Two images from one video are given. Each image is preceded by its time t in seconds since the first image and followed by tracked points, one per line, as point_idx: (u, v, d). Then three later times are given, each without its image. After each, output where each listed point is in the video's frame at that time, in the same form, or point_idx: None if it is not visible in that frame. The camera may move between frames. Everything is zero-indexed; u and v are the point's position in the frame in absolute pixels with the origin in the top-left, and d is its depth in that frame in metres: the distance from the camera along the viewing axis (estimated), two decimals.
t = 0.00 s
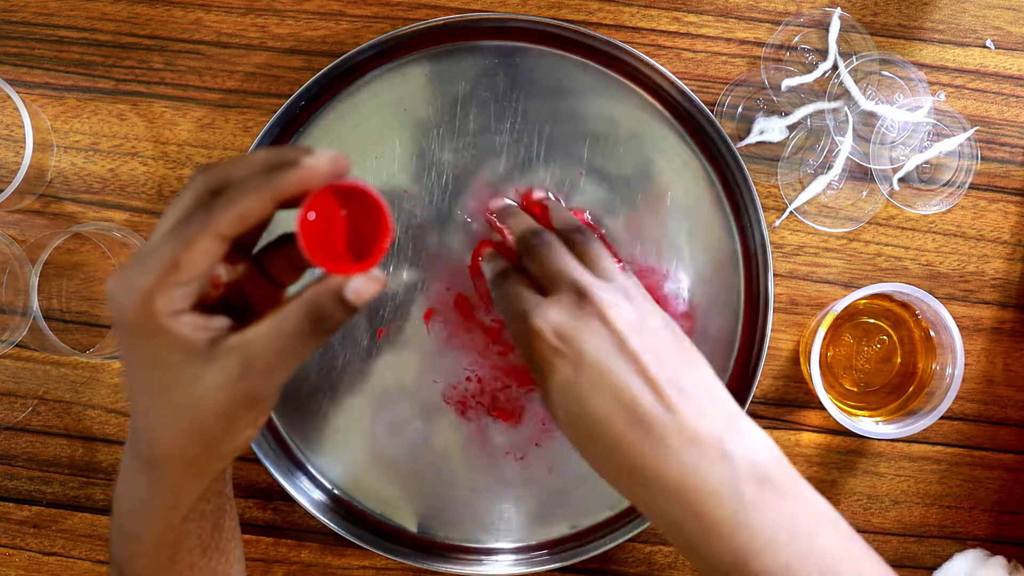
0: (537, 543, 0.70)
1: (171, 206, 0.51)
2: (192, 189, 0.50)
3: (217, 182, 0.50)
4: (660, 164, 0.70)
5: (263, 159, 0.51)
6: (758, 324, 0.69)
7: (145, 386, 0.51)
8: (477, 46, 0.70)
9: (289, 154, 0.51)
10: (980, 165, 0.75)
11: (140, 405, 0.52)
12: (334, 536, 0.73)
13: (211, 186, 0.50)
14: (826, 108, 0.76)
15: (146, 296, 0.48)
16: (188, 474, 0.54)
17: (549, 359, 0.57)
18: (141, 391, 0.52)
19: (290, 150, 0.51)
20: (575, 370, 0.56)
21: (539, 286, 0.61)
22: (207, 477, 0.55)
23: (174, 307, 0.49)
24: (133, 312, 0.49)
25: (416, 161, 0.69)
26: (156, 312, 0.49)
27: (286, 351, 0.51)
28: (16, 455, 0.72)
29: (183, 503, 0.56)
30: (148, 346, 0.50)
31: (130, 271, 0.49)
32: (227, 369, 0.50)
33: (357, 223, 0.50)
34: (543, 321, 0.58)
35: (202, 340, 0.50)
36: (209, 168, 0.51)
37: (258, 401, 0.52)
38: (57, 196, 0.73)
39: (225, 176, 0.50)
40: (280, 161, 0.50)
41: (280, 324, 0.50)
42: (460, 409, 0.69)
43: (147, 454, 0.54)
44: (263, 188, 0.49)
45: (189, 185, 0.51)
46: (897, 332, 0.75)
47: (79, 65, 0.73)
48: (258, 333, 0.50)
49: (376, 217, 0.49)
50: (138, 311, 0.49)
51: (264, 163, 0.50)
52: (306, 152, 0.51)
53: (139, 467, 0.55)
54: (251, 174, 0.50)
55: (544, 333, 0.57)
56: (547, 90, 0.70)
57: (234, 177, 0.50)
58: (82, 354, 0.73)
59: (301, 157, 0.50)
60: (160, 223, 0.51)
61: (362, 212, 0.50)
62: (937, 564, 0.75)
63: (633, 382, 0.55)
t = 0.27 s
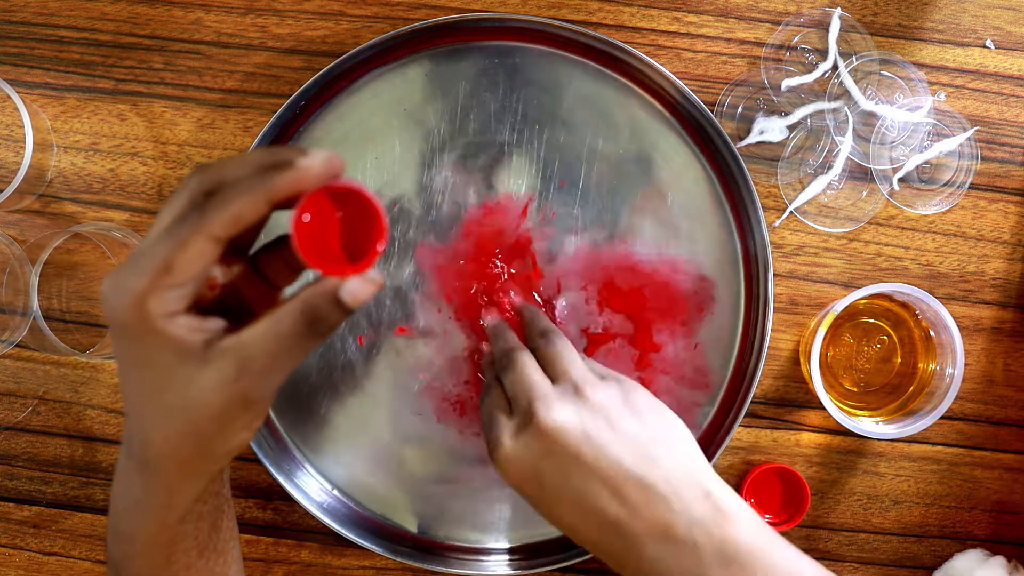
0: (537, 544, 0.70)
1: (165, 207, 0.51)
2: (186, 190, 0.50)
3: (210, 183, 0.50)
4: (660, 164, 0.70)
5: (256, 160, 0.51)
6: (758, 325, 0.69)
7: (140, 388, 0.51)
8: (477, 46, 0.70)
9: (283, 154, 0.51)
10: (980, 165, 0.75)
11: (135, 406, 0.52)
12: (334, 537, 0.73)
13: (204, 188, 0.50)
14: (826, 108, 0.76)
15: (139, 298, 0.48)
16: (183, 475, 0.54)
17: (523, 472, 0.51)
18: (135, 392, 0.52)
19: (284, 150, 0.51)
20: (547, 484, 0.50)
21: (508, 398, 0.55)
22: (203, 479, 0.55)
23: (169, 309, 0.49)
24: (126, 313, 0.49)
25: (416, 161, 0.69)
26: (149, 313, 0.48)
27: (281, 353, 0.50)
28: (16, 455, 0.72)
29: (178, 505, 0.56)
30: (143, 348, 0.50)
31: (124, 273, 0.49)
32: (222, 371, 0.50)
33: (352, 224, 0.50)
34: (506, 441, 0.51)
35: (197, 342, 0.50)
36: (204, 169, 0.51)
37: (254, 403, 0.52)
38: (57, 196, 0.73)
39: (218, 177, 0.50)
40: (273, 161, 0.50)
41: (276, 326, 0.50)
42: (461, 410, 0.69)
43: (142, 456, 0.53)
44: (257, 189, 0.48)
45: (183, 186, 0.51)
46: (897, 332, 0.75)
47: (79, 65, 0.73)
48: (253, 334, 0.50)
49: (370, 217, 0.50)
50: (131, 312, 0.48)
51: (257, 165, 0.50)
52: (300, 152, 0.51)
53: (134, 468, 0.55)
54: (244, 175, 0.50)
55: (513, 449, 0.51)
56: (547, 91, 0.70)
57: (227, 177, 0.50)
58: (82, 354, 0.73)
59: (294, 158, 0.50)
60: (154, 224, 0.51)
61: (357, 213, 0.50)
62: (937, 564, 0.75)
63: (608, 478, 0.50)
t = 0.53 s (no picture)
0: (538, 544, 0.70)
1: (173, 206, 0.51)
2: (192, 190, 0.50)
3: (216, 183, 0.50)
4: (660, 164, 0.70)
5: (261, 159, 0.50)
6: (757, 324, 0.69)
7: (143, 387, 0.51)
8: (477, 46, 0.70)
9: (288, 153, 0.50)
10: (980, 165, 0.75)
11: (138, 406, 0.52)
12: (334, 537, 0.73)
13: (210, 188, 0.50)
14: (826, 108, 0.76)
15: (144, 297, 0.48)
16: (185, 475, 0.54)
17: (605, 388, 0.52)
18: (138, 392, 0.52)
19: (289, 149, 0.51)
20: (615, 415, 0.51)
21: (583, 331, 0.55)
22: (205, 479, 0.55)
23: (173, 308, 0.49)
24: (132, 312, 0.49)
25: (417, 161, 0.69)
26: (155, 313, 0.48)
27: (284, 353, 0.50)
28: (16, 455, 0.72)
29: (180, 505, 0.56)
30: (146, 346, 0.50)
31: (130, 272, 0.49)
32: (225, 371, 0.50)
33: (354, 225, 0.52)
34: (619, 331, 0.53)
35: (201, 341, 0.50)
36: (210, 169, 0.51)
37: (257, 403, 0.52)
38: (57, 196, 0.73)
39: (224, 177, 0.50)
40: (278, 160, 0.50)
41: (281, 325, 0.50)
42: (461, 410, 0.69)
43: (145, 455, 0.53)
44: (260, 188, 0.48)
45: (189, 186, 0.51)
46: (897, 332, 0.75)
47: (79, 65, 0.73)
48: (256, 334, 0.50)
49: (372, 219, 0.52)
50: (136, 312, 0.48)
51: (262, 164, 0.50)
52: (306, 152, 0.50)
53: (137, 467, 0.55)
54: (249, 174, 0.49)
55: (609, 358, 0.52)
56: (547, 90, 0.70)
57: (231, 177, 0.50)
58: (82, 354, 0.73)
59: (298, 157, 0.50)
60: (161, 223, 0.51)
61: (359, 214, 0.52)
62: (937, 564, 0.75)
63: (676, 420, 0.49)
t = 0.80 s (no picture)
0: (538, 543, 0.70)
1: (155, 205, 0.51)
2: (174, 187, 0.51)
3: (196, 181, 0.50)
4: (660, 163, 0.70)
5: (242, 157, 0.51)
6: (758, 324, 0.69)
7: (127, 384, 0.51)
8: (476, 46, 0.70)
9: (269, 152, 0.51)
10: (980, 165, 0.75)
11: (123, 402, 0.52)
12: (334, 537, 0.73)
13: (190, 185, 0.50)
14: (826, 108, 0.76)
15: (122, 293, 0.48)
16: (170, 472, 0.54)
17: (599, 394, 0.54)
18: (122, 389, 0.52)
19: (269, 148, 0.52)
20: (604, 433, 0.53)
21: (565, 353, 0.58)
22: (191, 475, 0.55)
23: (153, 303, 0.49)
24: (112, 309, 0.48)
25: (416, 161, 0.69)
26: (133, 308, 0.48)
27: (265, 351, 0.49)
28: (16, 455, 0.72)
29: (167, 501, 0.56)
30: (128, 343, 0.50)
31: (110, 268, 0.49)
32: (205, 368, 0.49)
33: (334, 223, 0.50)
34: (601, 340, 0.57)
35: (182, 337, 0.50)
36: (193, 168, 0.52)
37: (237, 401, 0.52)
38: (57, 196, 0.73)
39: (205, 175, 0.50)
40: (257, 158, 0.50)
41: (260, 322, 0.49)
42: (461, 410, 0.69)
43: (130, 452, 0.53)
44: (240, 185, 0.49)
45: (173, 184, 0.51)
46: (897, 332, 0.75)
47: (79, 65, 0.73)
48: (237, 330, 0.49)
49: (350, 217, 0.49)
50: (115, 307, 0.48)
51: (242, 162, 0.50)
52: (285, 150, 0.51)
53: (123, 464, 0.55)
54: (230, 171, 0.50)
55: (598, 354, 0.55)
56: (546, 90, 0.70)
57: (212, 175, 0.50)
58: (82, 354, 0.73)
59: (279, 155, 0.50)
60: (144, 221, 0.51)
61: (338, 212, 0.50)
62: (937, 564, 0.75)
63: (660, 422, 0.52)
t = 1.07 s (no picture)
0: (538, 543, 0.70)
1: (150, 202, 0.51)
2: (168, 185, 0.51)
3: (189, 179, 0.51)
4: (660, 164, 0.70)
5: (234, 157, 0.51)
6: (759, 324, 0.69)
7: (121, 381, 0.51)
8: (476, 46, 0.70)
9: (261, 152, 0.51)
10: (980, 165, 0.75)
11: (116, 400, 0.52)
12: (334, 537, 0.73)
13: (182, 182, 0.50)
14: (826, 108, 0.76)
15: (114, 289, 0.48)
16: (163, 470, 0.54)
17: (568, 329, 0.54)
18: (115, 385, 0.52)
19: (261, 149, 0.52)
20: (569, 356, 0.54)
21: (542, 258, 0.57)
22: (183, 474, 0.55)
23: (144, 300, 0.49)
24: (103, 304, 0.49)
25: (416, 161, 0.69)
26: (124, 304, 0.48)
27: (256, 349, 0.49)
28: (16, 455, 0.72)
29: (161, 500, 0.56)
30: (120, 340, 0.50)
31: (103, 264, 0.49)
32: (195, 365, 0.49)
33: (322, 219, 0.49)
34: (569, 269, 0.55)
35: (172, 334, 0.50)
36: (189, 168, 0.52)
37: (228, 400, 0.51)
38: (57, 196, 0.73)
39: (198, 174, 0.51)
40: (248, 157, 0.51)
41: (248, 321, 0.48)
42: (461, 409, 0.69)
43: (124, 450, 0.53)
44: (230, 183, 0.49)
45: (168, 182, 0.52)
46: (897, 332, 0.75)
47: (79, 65, 0.73)
48: (227, 327, 0.48)
49: (340, 214, 0.48)
50: (106, 303, 0.49)
51: (233, 161, 0.51)
52: (276, 150, 0.51)
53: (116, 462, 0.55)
54: (222, 170, 0.50)
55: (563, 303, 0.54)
56: (547, 91, 0.70)
57: (205, 174, 0.51)
58: (82, 354, 0.73)
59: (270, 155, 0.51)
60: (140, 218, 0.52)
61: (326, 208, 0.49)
62: (937, 564, 0.75)
63: (623, 365, 0.53)
